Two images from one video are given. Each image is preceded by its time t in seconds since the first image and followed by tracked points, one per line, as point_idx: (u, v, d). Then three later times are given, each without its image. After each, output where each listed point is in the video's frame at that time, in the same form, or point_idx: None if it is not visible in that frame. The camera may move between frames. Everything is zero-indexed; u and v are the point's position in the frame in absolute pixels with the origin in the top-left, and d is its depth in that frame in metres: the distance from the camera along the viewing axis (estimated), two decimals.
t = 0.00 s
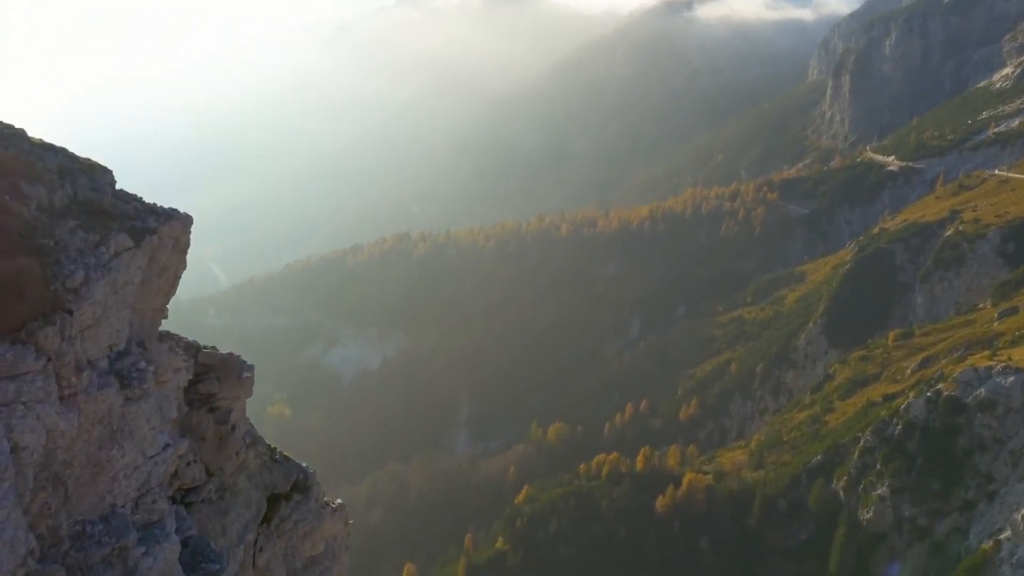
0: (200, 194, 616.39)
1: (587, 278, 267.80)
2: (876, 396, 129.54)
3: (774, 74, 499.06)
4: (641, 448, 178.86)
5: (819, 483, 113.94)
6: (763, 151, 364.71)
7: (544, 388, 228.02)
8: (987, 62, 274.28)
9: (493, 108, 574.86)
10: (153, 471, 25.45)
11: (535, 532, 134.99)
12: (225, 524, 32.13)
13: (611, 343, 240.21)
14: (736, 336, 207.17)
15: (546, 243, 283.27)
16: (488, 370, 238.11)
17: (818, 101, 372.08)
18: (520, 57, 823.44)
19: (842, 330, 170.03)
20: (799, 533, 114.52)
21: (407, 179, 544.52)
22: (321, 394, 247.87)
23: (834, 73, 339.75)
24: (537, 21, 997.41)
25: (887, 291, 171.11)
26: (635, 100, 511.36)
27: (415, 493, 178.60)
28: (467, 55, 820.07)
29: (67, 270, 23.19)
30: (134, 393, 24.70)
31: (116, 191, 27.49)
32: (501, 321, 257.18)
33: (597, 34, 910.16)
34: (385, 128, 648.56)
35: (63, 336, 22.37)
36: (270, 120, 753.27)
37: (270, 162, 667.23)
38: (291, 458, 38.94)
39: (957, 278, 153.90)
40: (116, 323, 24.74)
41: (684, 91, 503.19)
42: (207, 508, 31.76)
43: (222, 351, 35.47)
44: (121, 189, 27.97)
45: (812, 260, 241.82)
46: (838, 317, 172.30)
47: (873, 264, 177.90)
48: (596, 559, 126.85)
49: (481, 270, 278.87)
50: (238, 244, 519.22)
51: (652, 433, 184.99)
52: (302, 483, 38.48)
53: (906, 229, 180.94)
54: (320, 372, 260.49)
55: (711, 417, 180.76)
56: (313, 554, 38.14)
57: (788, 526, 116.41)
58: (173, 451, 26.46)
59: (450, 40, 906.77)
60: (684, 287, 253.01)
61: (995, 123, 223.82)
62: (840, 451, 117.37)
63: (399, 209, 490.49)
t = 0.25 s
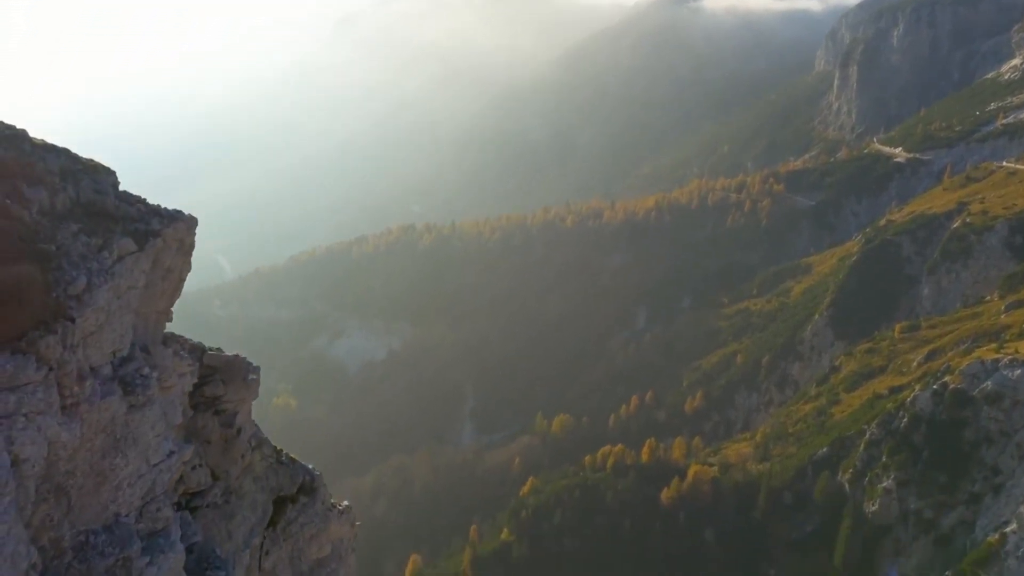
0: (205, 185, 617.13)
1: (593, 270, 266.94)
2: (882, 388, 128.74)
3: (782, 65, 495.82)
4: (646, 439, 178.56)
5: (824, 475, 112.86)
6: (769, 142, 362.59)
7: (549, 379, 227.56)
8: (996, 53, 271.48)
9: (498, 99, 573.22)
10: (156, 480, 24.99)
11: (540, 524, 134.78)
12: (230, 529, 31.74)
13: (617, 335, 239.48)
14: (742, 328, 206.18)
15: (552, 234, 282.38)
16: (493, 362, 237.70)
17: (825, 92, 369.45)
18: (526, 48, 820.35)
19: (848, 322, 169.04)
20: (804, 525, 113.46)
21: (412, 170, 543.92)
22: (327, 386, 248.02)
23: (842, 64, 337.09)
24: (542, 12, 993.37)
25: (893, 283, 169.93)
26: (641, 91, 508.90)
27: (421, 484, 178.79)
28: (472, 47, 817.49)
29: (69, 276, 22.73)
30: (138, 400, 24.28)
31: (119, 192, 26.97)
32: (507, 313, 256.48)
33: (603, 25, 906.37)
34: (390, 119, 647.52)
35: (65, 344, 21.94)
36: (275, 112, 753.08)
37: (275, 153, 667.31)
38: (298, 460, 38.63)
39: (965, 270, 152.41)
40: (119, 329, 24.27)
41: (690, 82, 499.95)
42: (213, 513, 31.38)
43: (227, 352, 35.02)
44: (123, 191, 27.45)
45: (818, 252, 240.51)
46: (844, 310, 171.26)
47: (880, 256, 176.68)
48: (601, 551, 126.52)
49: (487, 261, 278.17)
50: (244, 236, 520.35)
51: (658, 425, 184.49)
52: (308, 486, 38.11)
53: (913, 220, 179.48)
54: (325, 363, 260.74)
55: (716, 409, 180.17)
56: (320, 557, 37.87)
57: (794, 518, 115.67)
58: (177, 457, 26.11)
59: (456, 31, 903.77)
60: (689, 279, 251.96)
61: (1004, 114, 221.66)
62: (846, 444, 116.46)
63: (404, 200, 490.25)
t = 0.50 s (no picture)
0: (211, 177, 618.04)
1: (598, 261, 266.01)
2: (888, 381, 128.01)
3: (788, 55, 492.47)
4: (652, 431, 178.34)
5: (829, 468, 111.99)
6: (775, 134, 360.25)
7: (554, 371, 226.98)
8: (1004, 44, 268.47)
9: (503, 91, 571.57)
10: (160, 489, 24.56)
11: (544, 516, 133.22)
12: (236, 534, 31.47)
13: (622, 326, 238.61)
14: (747, 320, 205.15)
15: (557, 226, 281.58)
16: (498, 354, 237.27)
17: (831, 83, 366.77)
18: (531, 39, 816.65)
19: (854, 315, 168.11)
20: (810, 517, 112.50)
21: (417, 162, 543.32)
22: (331, 377, 247.98)
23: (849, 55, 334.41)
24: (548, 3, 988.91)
25: (899, 277, 168.89)
26: (646, 82, 506.42)
27: (426, 475, 178.82)
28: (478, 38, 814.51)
29: (71, 283, 22.30)
30: (141, 409, 23.87)
31: (122, 195, 26.50)
32: (511, 305, 255.76)
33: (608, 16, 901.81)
34: (395, 111, 646.46)
35: (66, 354, 21.54)
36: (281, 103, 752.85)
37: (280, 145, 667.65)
38: (303, 462, 38.32)
39: (971, 262, 150.97)
40: (123, 336, 23.86)
41: (696, 73, 496.24)
42: (218, 517, 31.09)
43: (232, 354, 34.59)
44: (126, 193, 26.99)
45: (824, 245, 239.06)
46: (850, 303, 170.37)
47: (886, 248, 175.59)
48: (606, 544, 125.56)
49: (491, 253, 277.50)
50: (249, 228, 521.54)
51: (663, 417, 184.00)
52: (314, 489, 37.72)
53: (920, 213, 177.96)
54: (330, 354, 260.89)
55: (721, 401, 179.68)
56: (326, 559, 37.60)
57: (799, 510, 114.83)
58: (182, 465, 25.74)
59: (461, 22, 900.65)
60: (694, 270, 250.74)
61: (1013, 106, 219.43)
62: (851, 437, 115.63)
63: (408, 192, 490.10)
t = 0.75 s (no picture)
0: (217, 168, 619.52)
1: (603, 252, 264.95)
2: (894, 373, 127.20)
3: (795, 46, 489.02)
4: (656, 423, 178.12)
5: (834, 459, 111.41)
6: (782, 124, 357.91)
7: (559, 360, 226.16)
8: (1013, 34, 265.56)
9: (508, 82, 569.70)
10: (163, 498, 24.20)
11: (549, 506, 133.17)
12: (240, 538, 31.16)
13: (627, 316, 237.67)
14: (753, 311, 204.15)
15: (562, 217, 280.67)
16: (503, 344, 236.69)
17: (838, 74, 364.10)
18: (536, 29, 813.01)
19: (860, 306, 167.06)
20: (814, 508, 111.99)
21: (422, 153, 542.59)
22: (336, 367, 248.13)
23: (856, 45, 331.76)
24: None
25: (906, 268, 167.59)
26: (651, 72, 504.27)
27: (431, 466, 179.23)
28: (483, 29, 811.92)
29: (71, 290, 21.90)
30: (143, 416, 23.44)
31: (124, 196, 25.97)
32: (516, 294, 255.04)
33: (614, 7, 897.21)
34: (400, 102, 645.60)
35: (66, 363, 21.19)
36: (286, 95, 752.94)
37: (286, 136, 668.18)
38: (308, 463, 37.89)
39: (978, 254, 149.61)
40: (124, 342, 23.44)
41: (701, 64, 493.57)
42: (222, 522, 30.77)
43: (237, 355, 34.15)
44: (128, 194, 26.47)
45: (830, 236, 237.66)
46: (856, 295, 169.28)
47: (892, 239, 174.18)
48: (612, 535, 125.25)
49: (496, 244, 276.86)
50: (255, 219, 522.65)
51: (667, 408, 183.59)
52: (319, 491, 37.28)
53: (927, 204, 176.51)
54: (335, 345, 261.09)
55: (726, 392, 179.28)
56: (332, 562, 37.26)
57: (803, 502, 114.26)
58: (186, 472, 25.32)
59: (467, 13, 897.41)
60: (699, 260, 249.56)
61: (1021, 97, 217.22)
62: (856, 429, 114.99)
63: (413, 183, 489.69)
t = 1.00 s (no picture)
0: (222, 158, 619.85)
1: (608, 242, 263.78)
2: (899, 365, 126.39)
3: (803, 35, 485.22)
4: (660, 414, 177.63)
5: (839, 451, 110.68)
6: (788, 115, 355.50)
7: (563, 350, 225.40)
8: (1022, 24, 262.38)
9: (513, 72, 567.33)
10: (165, 506, 23.86)
11: (554, 496, 133.21)
12: (244, 543, 30.79)
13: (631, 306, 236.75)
14: (759, 303, 202.98)
15: (566, 207, 279.72)
16: (507, 334, 236.05)
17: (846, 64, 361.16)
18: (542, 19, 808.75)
19: (865, 298, 165.89)
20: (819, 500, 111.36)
21: (426, 143, 541.90)
22: (341, 357, 248.21)
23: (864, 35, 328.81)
24: None
25: (912, 260, 166.23)
26: (657, 62, 501.80)
27: (435, 456, 179.35)
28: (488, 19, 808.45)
29: (71, 297, 21.49)
30: (144, 425, 23.06)
31: (124, 198, 25.55)
32: (520, 284, 254.19)
33: None
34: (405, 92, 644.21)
35: (65, 373, 20.82)
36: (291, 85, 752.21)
37: (291, 126, 668.08)
38: (313, 465, 37.53)
39: (986, 245, 148.16)
40: (125, 348, 23.02)
41: (707, 54, 490.70)
42: (226, 526, 30.44)
43: (241, 357, 33.73)
44: (128, 196, 26.00)
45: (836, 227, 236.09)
46: (862, 286, 168.05)
47: (899, 231, 172.80)
48: (617, 525, 124.70)
49: (501, 234, 276.00)
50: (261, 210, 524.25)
51: (672, 398, 182.97)
52: (324, 493, 36.94)
53: (934, 195, 174.91)
54: (340, 335, 261.15)
55: (731, 383, 178.55)
56: (337, 564, 36.94)
57: (808, 493, 113.53)
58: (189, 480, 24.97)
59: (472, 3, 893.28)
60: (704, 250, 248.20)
61: None
62: (861, 421, 114.20)
63: (417, 174, 489.17)
